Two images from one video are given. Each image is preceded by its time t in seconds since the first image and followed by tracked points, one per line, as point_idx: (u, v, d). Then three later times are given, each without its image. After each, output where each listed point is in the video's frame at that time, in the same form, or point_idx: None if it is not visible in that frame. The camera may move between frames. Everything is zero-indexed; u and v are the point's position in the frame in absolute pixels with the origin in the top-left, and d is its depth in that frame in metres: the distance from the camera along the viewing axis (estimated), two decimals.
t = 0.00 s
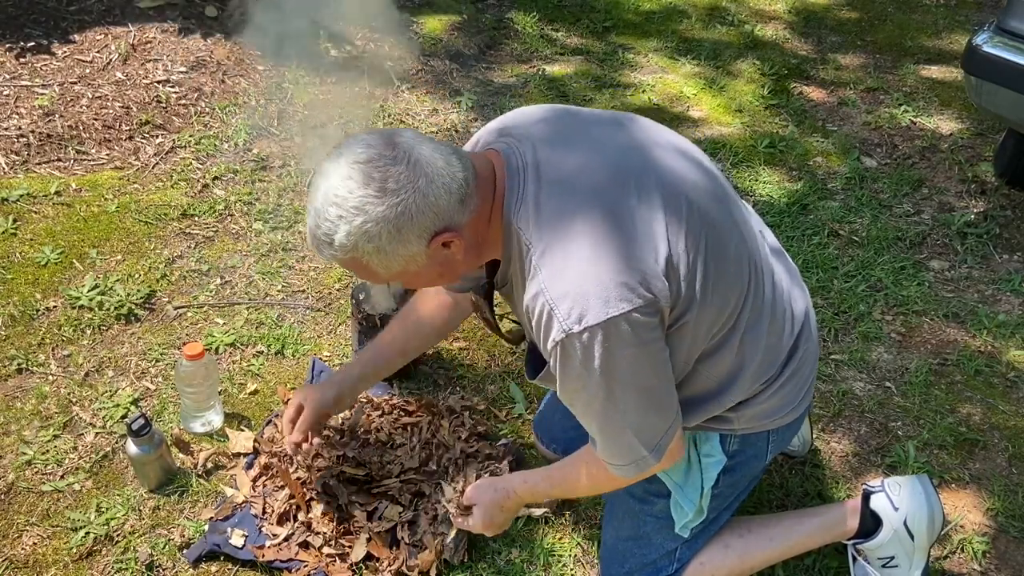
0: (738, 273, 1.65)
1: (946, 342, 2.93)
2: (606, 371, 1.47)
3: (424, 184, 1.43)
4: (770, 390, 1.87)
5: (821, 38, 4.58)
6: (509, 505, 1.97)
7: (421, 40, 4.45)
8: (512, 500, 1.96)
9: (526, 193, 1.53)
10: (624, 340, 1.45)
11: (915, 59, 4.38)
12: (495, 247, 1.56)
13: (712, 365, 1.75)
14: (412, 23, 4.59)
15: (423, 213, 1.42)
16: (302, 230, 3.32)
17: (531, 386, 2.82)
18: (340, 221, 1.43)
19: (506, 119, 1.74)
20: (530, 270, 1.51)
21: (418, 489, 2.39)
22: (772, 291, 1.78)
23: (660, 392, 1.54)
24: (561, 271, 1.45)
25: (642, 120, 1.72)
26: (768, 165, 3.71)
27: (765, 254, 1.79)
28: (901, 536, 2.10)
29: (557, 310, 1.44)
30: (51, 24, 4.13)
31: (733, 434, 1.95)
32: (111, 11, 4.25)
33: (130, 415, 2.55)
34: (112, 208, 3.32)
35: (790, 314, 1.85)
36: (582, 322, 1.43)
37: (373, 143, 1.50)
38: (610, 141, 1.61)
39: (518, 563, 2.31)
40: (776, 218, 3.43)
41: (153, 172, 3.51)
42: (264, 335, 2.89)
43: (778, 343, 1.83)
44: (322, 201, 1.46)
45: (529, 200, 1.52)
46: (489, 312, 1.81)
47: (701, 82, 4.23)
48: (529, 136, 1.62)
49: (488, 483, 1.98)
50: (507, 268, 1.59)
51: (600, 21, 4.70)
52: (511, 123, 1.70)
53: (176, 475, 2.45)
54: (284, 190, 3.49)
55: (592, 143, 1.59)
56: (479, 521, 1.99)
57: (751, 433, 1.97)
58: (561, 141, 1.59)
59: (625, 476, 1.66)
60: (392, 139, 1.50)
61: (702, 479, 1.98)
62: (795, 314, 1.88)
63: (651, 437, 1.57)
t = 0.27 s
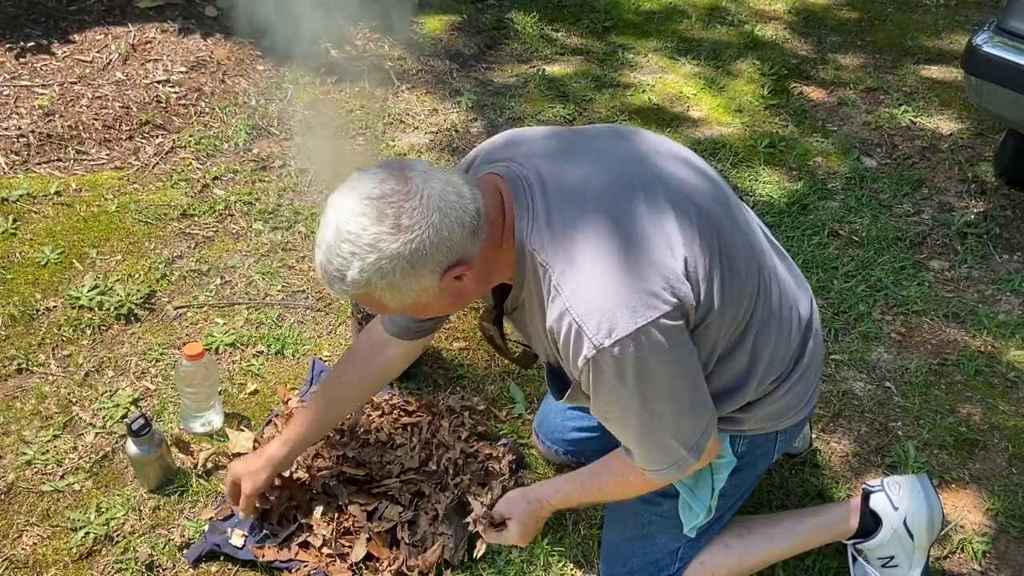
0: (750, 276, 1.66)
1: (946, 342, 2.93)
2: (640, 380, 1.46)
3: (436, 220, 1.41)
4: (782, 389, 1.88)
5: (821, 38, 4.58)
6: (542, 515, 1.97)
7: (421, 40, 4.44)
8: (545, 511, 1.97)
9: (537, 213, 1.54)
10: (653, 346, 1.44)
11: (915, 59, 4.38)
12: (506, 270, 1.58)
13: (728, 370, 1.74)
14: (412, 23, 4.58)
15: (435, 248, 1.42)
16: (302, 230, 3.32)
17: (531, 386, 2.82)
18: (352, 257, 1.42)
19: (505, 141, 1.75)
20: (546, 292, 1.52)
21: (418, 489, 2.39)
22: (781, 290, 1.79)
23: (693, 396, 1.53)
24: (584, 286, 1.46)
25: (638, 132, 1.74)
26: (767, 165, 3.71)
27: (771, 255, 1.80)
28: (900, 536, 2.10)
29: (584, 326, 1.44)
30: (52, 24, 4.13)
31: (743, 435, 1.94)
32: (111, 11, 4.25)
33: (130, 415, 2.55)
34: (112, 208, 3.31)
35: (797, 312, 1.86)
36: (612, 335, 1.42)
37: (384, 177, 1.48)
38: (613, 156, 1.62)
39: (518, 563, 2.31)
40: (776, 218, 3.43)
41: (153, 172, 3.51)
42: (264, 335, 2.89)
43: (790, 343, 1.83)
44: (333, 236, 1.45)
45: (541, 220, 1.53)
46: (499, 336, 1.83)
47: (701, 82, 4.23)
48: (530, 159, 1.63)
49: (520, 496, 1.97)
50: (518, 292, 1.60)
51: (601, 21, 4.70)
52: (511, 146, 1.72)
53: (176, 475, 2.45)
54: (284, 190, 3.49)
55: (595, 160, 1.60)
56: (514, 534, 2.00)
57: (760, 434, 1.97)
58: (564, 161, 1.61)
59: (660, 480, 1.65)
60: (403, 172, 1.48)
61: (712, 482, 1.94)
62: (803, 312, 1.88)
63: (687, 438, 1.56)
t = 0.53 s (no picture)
0: (753, 280, 1.65)
1: (946, 342, 2.93)
2: (655, 391, 1.46)
3: (441, 249, 1.41)
4: (788, 390, 1.87)
5: (821, 38, 4.58)
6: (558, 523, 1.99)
7: (421, 40, 4.44)
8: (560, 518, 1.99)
9: (539, 231, 1.54)
10: (665, 355, 1.44)
11: (915, 59, 4.38)
12: (511, 290, 1.58)
13: (734, 375, 1.74)
14: (412, 23, 4.58)
15: (442, 278, 1.42)
16: (302, 230, 3.32)
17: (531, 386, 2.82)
18: (358, 290, 1.42)
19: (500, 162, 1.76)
20: (554, 311, 1.52)
21: (418, 489, 2.39)
22: (784, 293, 1.79)
23: (709, 405, 1.52)
24: (593, 301, 1.45)
25: (632, 144, 1.75)
26: (767, 165, 3.71)
27: (772, 257, 1.80)
28: (900, 537, 2.10)
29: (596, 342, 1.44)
30: (52, 24, 4.12)
31: (749, 437, 1.95)
32: (111, 11, 4.25)
33: (130, 415, 2.55)
34: (112, 208, 3.31)
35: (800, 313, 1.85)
36: (624, 350, 1.42)
37: (387, 208, 1.47)
38: (610, 170, 1.63)
39: (518, 563, 2.31)
40: (776, 218, 3.43)
41: (153, 172, 3.51)
42: (264, 335, 2.89)
43: (794, 344, 1.83)
44: (338, 268, 1.44)
45: (544, 237, 1.53)
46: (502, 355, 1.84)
47: (701, 82, 4.23)
48: (527, 179, 1.64)
49: (535, 505, 2.00)
50: (524, 311, 1.60)
51: (601, 21, 4.70)
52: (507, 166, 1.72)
53: (176, 475, 2.45)
54: (284, 190, 3.49)
55: (593, 175, 1.61)
56: (529, 542, 2.02)
57: (765, 436, 1.98)
58: (562, 179, 1.62)
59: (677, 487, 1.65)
60: (406, 201, 1.47)
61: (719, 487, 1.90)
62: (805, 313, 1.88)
63: (705, 444, 1.56)
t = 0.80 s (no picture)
0: (754, 280, 1.65)
1: (946, 342, 2.93)
2: (663, 395, 1.47)
3: (443, 265, 1.41)
4: (791, 390, 1.87)
5: (821, 38, 4.58)
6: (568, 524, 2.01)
7: (422, 40, 4.44)
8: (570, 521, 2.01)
9: (539, 237, 1.54)
10: (674, 358, 1.44)
11: (915, 59, 4.37)
12: (513, 300, 1.57)
13: (737, 377, 1.74)
14: (412, 23, 4.58)
15: (445, 293, 1.41)
16: (302, 230, 3.32)
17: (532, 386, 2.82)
18: (361, 308, 1.41)
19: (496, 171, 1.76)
20: (557, 319, 1.51)
21: (418, 489, 2.39)
22: (784, 292, 1.79)
23: (717, 406, 1.53)
24: (597, 306, 1.45)
25: (627, 149, 1.75)
26: (767, 165, 3.71)
27: (772, 257, 1.80)
28: (901, 538, 2.10)
29: (602, 349, 1.44)
30: (52, 24, 4.12)
31: (751, 439, 1.95)
32: (111, 11, 4.25)
33: (130, 415, 2.55)
34: (112, 208, 3.31)
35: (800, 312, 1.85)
36: (629, 355, 1.43)
37: (387, 224, 1.46)
38: (607, 174, 1.63)
39: (518, 563, 2.31)
40: (776, 218, 3.42)
41: (153, 172, 3.51)
42: (264, 335, 2.89)
43: (795, 343, 1.83)
44: (340, 286, 1.43)
45: (544, 244, 1.53)
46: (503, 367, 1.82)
47: (701, 82, 4.23)
48: (525, 186, 1.64)
49: (545, 509, 2.01)
50: (526, 321, 1.59)
51: (601, 21, 4.70)
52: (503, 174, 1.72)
53: (176, 475, 2.45)
54: (284, 190, 3.49)
55: (591, 180, 1.61)
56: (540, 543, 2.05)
57: (768, 437, 1.98)
58: (559, 184, 1.62)
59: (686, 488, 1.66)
60: (405, 216, 1.47)
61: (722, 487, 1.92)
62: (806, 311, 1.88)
63: (716, 443, 1.56)
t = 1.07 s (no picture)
0: (753, 281, 1.65)
1: (946, 342, 2.93)
2: (662, 398, 1.47)
3: (436, 266, 1.41)
4: (789, 390, 1.87)
5: (821, 38, 4.58)
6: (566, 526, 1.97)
7: (422, 40, 4.44)
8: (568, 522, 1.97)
9: (538, 237, 1.53)
10: (673, 361, 1.44)
11: (915, 59, 4.38)
12: (510, 302, 1.56)
13: (735, 378, 1.73)
14: (412, 23, 4.58)
15: (442, 294, 1.41)
16: (302, 230, 3.32)
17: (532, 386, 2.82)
18: (360, 319, 1.40)
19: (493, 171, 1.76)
20: (556, 322, 1.51)
21: (418, 489, 2.38)
22: (784, 293, 1.78)
23: (715, 408, 1.53)
24: (596, 309, 1.45)
25: (624, 150, 1.75)
26: (768, 165, 3.71)
27: (770, 258, 1.80)
28: (900, 536, 2.10)
29: (602, 352, 1.44)
30: (51, 24, 4.12)
31: (750, 439, 1.95)
32: (111, 11, 4.25)
33: (130, 415, 2.55)
34: (112, 208, 3.31)
35: (799, 312, 1.85)
36: (629, 358, 1.42)
37: (376, 232, 1.46)
38: (606, 175, 1.63)
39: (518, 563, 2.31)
40: (776, 218, 3.42)
41: (153, 172, 3.51)
42: (264, 335, 2.89)
43: (793, 344, 1.82)
44: (336, 300, 1.42)
45: (542, 245, 1.52)
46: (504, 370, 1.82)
47: (701, 82, 4.23)
48: (522, 186, 1.64)
49: (541, 511, 1.95)
50: (523, 323, 1.59)
51: (601, 21, 4.70)
52: (500, 174, 1.73)
53: (176, 475, 2.45)
54: (284, 190, 3.49)
55: (588, 181, 1.61)
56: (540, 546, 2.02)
57: (766, 437, 1.98)
58: (558, 185, 1.62)
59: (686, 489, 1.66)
60: (394, 223, 1.47)
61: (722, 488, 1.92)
62: (803, 310, 1.88)
63: (715, 444, 1.57)
